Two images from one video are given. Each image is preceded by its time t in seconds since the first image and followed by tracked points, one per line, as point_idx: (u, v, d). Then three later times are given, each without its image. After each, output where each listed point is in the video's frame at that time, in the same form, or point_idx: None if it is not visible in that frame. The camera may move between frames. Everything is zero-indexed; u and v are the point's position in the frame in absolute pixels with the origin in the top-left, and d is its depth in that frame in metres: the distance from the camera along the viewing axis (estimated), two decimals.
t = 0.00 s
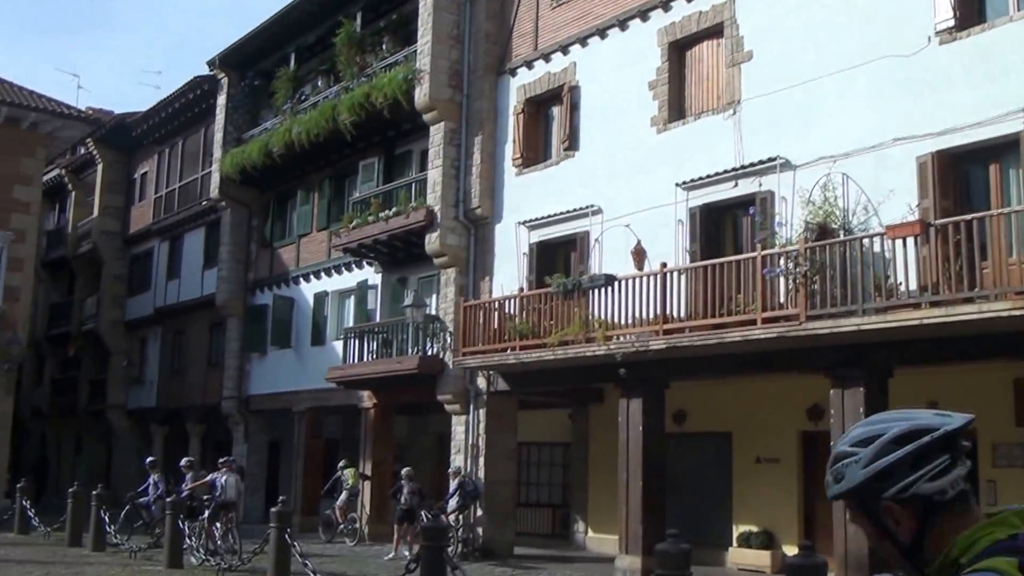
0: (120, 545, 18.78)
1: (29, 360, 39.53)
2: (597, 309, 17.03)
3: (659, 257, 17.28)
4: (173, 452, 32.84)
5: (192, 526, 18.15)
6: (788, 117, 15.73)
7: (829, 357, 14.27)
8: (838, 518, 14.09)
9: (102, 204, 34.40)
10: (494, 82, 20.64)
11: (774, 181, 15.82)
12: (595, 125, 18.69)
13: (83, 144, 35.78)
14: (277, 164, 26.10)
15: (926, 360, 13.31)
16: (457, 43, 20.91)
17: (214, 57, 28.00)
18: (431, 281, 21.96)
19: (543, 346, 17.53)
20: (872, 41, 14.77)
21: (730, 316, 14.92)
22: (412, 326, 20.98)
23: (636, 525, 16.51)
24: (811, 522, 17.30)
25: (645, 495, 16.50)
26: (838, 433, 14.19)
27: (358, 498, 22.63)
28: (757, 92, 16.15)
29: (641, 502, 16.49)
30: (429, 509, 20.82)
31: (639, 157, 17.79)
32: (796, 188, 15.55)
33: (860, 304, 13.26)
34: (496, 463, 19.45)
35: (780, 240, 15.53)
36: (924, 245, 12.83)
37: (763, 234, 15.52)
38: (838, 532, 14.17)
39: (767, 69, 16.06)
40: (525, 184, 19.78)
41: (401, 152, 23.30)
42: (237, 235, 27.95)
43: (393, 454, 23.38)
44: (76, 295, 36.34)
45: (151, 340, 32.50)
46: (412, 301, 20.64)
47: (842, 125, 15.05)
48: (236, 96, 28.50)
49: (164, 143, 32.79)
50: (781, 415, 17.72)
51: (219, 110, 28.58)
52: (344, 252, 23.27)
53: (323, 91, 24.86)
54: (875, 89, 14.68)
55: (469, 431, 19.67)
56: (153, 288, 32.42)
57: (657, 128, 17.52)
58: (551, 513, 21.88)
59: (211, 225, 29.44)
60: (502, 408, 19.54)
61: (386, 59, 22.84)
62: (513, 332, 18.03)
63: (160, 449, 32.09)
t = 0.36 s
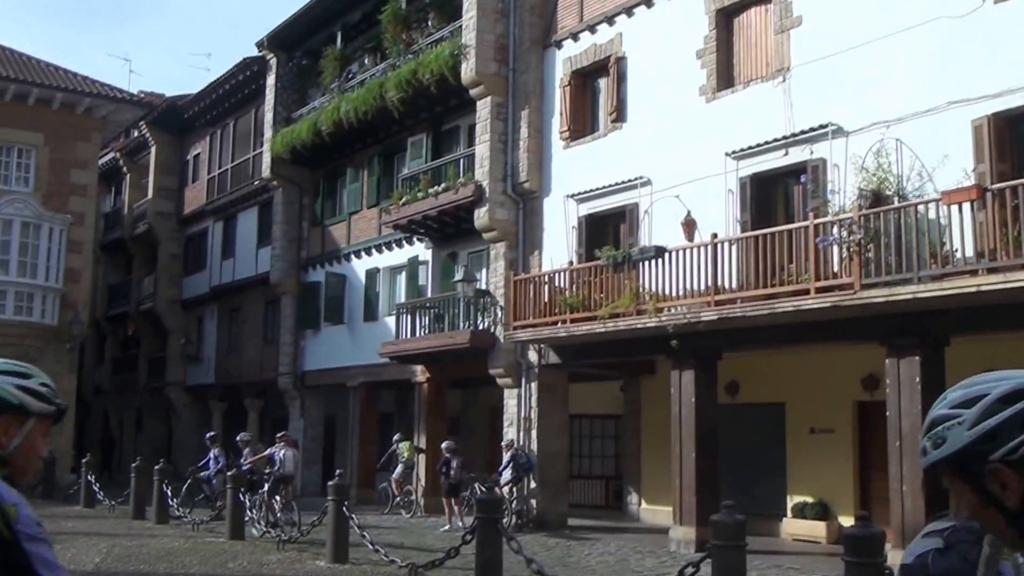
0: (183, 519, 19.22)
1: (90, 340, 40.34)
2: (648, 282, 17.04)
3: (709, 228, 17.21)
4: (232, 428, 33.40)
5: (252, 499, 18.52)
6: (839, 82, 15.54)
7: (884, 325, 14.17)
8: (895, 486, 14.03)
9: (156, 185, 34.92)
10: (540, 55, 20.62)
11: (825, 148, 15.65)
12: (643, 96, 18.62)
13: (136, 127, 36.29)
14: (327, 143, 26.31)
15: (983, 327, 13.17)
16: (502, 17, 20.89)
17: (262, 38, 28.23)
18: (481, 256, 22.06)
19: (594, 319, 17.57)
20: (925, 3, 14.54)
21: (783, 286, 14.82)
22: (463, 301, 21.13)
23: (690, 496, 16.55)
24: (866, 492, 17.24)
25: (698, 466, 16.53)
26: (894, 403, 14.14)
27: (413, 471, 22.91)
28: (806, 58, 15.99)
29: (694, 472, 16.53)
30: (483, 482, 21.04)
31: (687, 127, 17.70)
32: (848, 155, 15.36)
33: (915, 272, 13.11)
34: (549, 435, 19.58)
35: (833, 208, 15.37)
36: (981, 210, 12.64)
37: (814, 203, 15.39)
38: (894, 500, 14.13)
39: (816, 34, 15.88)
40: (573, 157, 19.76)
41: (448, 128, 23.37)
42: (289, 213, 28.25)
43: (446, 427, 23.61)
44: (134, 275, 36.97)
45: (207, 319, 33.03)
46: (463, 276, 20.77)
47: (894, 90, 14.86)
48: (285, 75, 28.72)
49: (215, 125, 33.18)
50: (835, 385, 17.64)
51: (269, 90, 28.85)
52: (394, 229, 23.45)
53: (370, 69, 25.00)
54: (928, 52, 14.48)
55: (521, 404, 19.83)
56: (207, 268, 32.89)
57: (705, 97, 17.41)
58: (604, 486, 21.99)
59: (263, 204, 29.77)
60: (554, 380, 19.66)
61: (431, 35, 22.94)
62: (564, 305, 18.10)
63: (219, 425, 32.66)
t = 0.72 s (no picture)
0: (240, 493, 19.59)
1: (146, 319, 41.00)
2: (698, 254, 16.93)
3: (760, 199, 17.06)
4: (286, 404, 33.82)
5: (307, 473, 18.79)
6: (891, 48, 15.30)
7: (939, 295, 13.98)
8: (950, 458, 13.87)
9: (207, 165, 35.29)
10: (586, 28, 20.51)
11: (878, 115, 15.40)
12: (690, 66, 18.46)
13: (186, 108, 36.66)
14: (374, 120, 26.43)
15: None
16: None
17: (308, 17, 28.35)
18: (529, 230, 22.04)
19: (644, 292, 17.52)
20: None
21: (835, 256, 14.64)
22: (512, 275, 21.19)
23: (741, 469, 16.51)
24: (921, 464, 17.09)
25: (750, 439, 16.47)
26: (949, 374, 13.93)
27: (465, 446, 23.08)
28: (857, 24, 15.75)
29: (746, 444, 16.48)
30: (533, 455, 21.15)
31: (736, 96, 17.54)
32: (902, 121, 15.11)
33: (971, 240, 12.90)
34: (599, 409, 19.61)
35: (886, 175, 15.12)
36: None
37: (867, 171, 15.17)
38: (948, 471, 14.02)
39: None
40: (621, 129, 19.65)
41: (494, 102, 23.35)
42: (338, 191, 28.41)
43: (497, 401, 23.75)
44: (187, 255, 37.44)
45: (259, 298, 33.43)
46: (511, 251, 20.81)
47: (948, 54, 14.61)
48: (331, 54, 28.84)
49: (263, 105, 33.44)
50: (889, 356, 17.49)
51: (315, 69, 29.01)
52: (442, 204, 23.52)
53: (416, 45, 25.04)
54: (983, 15, 14.23)
55: (571, 378, 19.90)
56: (259, 247, 33.25)
57: (754, 66, 17.22)
58: (655, 458, 21.99)
59: (312, 182, 29.98)
60: (603, 354, 19.69)
61: (476, 10, 22.99)
62: (613, 279, 18.08)
63: (273, 401, 33.09)
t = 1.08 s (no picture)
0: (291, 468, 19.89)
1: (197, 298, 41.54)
2: (745, 227, 16.78)
3: (809, 170, 16.85)
4: (335, 381, 34.17)
5: (357, 449, 18.97)
6: (944, 13, 15.00)
7: (993, 266, 13.77)
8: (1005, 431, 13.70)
9: (255, 145, 35.57)
10: None
11: (931, 83, 15.16)
12: (737, 37, 18.23)
13: (234, 89, 36.91)
14: (420, 97, 26.44)
15: None
16: None
17: None
18: (575, 205, 21.94)
19: (691, 267, 17.39)
20: None
21: (887, 229, 14.40)
22: (558, 251, 21.16)
23: (791, 444, 16.39)
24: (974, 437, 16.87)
25: (800, 414, 16.33)
26: (1005, 345, 13.81)
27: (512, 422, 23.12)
28: None
29: (795, 419, 16.36)
30: (580, 430, 21.18)
31: (784, 66, 17.31)
32: (955, 90, 14.85)
33: None
34: (646, 384, 19.57)
35: (939, 145, 14.88)
36: None
37: (919, 141, 14.91)
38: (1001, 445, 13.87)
39: None
40: (667, 102, 19.46)
41: (539, 77, 23.23)
42: (384, 169, 28.49)
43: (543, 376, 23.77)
44: (236, 235, 37.81)
45: (308, 276, 33.70)
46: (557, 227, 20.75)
47: (1004, 19, 14.29)
48: (376, 31, 28.82)
49: (309, 84, 33.57)
50: (942, 328, 17.25)
51: (360, 47, 29.04)
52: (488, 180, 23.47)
53: (460, 21, 24.99)
54: None
55: (619, 353, 19.86)
56: (307, 226, 33.47)
57: (805, 34, 16.94)
58: (703, 434, 21.93)
59: (359, 161, 30.09)
60: (650, 329, 19.61)
61: None
62: (660, 253, 17.99)
63: (323, 378, 33.44)
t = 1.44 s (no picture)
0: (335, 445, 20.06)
1: (242, 277, 41.90)
2: (790, 202, 16.59)
3: (856, 144, 16.63)
4: (379, 360, 34.36)
5: (400, 427, 19.05)
6: None
7: None
8: None
9: (297, 125, 35.72)
10: None
11: (981, 54, 14.85)
12: (783, 8, 17.97)
13: (276, 69, 37.03)
14: (461, 75, 26.39)
15: None
16: None
17: None
18: (617, 182, 21.82)
19: (735, 243, 17.26)
20: None
21: (935, 203, 14.17)
22: (601, 229, 21.07)
23: (837, 422, 16.25)
24: None
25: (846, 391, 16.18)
26: None
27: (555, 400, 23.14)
28: None
29: (841, 396, 16.21)
30: (623, 408, 21.14)
31: (831, 37, 17.06)
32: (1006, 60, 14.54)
33: None
34: (690, 361, 19.47)
35: (989, 116, 14.60)
36: None
37: (968, 113, 14.64)
38: None
39: None
40: (711, 76, 19.26)
41: (581, 53, 23.06)
42: (425, 147, 28.49)
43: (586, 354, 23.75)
44: (279, 215, 38.02)
45: (350, 256, 33.86)
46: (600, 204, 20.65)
47: None
48: (416, 9, 28.73)
49: (350, 64, 33.60)
50: (992, 304, 16.99)
51: (401, 25, 28.99)
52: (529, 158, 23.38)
53: None
54: None
55: (662, 331, 19.78)
56: (349, 205, 33.58)
57: (852, 5, 16.68)
58: (747, 412, 21.80)
59: (400, 140, 30.11)
60: (694, 306, 19.51)
61: None
62: (703, 229, 17.86)
63: (366, 357, 33.65)
